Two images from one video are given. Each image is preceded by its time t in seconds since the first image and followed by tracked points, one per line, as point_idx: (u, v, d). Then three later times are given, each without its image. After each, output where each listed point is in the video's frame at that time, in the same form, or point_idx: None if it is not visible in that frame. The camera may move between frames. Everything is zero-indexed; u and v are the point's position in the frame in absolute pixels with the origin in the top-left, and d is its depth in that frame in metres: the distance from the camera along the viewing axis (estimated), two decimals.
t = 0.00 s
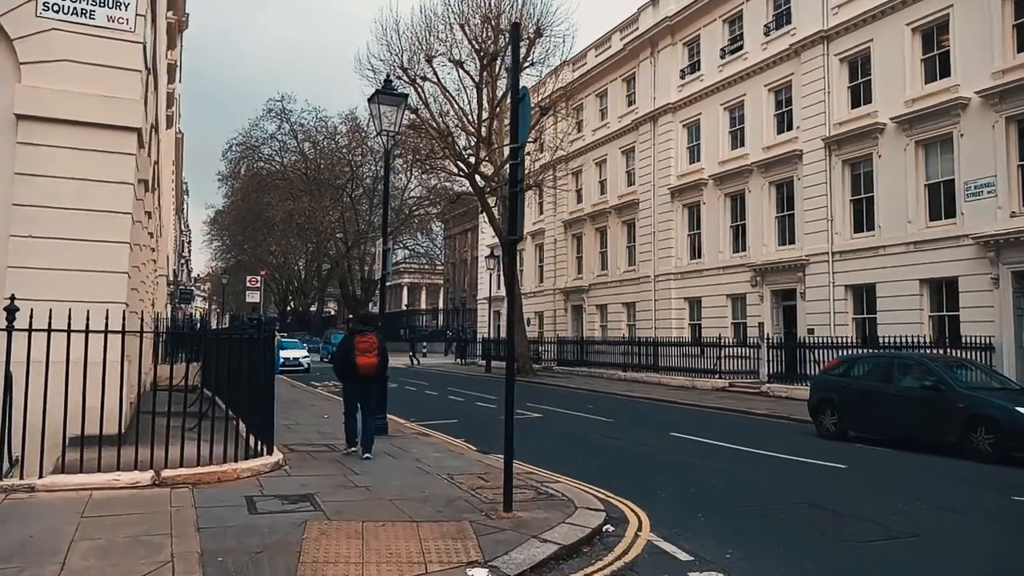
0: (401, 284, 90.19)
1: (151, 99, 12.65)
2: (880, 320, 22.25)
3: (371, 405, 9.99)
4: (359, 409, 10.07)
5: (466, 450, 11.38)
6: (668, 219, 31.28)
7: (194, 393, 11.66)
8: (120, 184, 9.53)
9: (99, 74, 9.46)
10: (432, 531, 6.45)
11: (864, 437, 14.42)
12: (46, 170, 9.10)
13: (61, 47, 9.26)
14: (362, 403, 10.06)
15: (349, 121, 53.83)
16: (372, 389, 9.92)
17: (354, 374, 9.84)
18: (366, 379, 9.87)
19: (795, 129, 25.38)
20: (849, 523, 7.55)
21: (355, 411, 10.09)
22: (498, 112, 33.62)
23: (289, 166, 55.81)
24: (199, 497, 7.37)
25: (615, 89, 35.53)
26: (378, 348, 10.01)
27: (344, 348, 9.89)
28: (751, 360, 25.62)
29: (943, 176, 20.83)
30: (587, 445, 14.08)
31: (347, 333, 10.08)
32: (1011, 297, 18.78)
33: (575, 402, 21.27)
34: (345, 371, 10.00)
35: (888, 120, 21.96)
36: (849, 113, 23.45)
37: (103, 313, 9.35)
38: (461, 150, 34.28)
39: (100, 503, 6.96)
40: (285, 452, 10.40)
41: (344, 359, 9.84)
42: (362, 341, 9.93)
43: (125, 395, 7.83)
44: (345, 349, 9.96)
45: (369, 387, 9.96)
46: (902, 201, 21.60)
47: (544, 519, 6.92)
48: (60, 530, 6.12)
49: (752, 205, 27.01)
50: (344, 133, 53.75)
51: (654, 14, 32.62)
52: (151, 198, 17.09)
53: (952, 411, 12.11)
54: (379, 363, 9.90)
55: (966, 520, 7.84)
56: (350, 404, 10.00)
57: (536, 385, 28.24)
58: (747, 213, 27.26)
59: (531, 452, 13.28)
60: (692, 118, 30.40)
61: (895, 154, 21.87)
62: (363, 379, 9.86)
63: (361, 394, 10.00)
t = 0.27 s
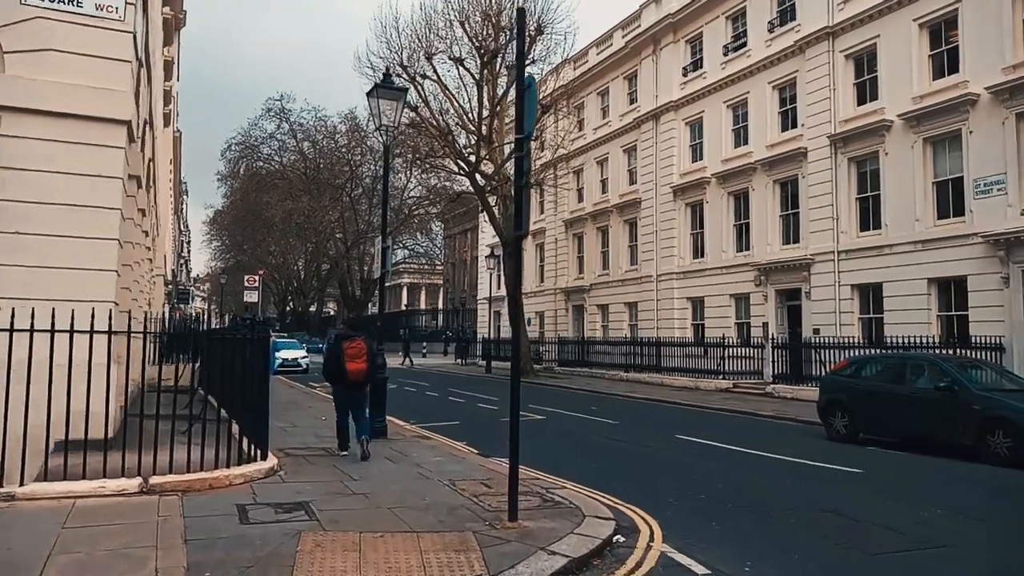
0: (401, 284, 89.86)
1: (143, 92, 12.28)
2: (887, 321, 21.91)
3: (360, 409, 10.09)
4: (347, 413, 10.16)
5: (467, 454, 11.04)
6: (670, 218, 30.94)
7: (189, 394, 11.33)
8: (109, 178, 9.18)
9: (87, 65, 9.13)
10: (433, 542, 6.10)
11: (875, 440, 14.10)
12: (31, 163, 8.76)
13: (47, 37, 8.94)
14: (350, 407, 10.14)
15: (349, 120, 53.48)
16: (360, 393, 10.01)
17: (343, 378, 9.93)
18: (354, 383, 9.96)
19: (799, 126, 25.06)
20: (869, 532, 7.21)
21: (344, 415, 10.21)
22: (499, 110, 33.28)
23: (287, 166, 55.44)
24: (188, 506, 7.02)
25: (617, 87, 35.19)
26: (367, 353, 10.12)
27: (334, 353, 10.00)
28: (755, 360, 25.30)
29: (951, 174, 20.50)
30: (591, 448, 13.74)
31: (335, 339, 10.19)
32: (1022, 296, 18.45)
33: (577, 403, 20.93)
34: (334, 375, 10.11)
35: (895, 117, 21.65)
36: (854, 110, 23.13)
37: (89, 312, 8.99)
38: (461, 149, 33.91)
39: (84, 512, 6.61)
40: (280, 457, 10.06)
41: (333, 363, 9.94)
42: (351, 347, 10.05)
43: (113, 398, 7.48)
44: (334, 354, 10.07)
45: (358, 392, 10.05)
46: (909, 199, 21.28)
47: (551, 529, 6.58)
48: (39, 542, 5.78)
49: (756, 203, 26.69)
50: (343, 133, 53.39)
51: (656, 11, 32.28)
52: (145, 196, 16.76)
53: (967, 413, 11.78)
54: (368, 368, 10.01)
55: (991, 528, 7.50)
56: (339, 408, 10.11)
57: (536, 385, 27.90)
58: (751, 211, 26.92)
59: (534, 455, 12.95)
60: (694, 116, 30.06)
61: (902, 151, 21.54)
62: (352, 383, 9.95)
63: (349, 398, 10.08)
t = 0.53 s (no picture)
0: (400, 284, 89.54)
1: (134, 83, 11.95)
2: (893, 319, 21.61)
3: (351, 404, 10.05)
4: (337, 408, 10.11)
5: (467, 456, 10.72)
6: (672, 216, 30.63)
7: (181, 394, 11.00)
8: (96, 170, 8.84)
9: (72, 52, 8.78)
10: (433, 550, 5.79)
11: (883, 441, 13.80)
12: (14, 153, 8.43)
13: (32, 23, 8.60)
14: (341, 401, 10.12)
15: (347, 118, 53.11)
16: (352, 385, 10.04)
17: (335, 371, 9.96)
18: (346, 376, 9.99)
19: (803, 123, 24.76)
20: (889, 539, 6.89)
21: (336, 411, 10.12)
22: (498, 107, 32.96)
23: (286, 164, 55.12)
24: (175, 510, 6.70)
25: (618, 84, 34.88)
26: (357, 347, 10.25)
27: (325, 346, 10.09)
28: (758, 359, 25.00)
29: (958, 170, 20.21)
30: (594, 449, 13.43)
31: (326, 337, 10.33)
32: None
33: (578, 403, 20.63)
34: (325, 370, 10.14)
35: (901, 113, 21.35)
36: (859, 106, 22.83)
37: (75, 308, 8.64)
38: (460, 146, 33.58)
39: (67, 518, 6.28)
40: (274, 458, 9.75)
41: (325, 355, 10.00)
42: (342, 340, 10.18)
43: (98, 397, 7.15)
44: (325, 348, 10.15)
45: (348, 384, 10.07)
46: (916, 196, 20.98)
47: (557, 535, 6.26)
48: (16, 550, 5.46)
49: (759, 200, 26.39)
50: (341, 131, 53.07)
51: (658, 7, 31.96)
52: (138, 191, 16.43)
53: (981, 414, 11.48)
54: (359, 361, 10.10)
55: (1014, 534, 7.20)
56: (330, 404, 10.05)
57: (537, 385, 27.59)
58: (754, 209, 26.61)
59: (536, 456, 12.64)
60: (696, 113, 29.76)
61: (908, 148, 21.24)
62: (343, 375, 9.97)
63: (340, 392, 10.08)
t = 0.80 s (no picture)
0: (400, 284, 89.22)
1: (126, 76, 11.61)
2: (900, 319, 21.30)
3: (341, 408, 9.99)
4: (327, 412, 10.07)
5: (469, 460, 10.40)
6: (675, 215, 30.33)
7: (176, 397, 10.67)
8: (83, 164, 8.52)
9: (58, 41, 8.44)
10: (434, 564, 5.46)
11: (895, 444, 13.48)
12: None
13: (18, 12, 8.27)
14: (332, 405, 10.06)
15: (347, 117, 52.79)
16: (343, 391, 9.97)
17: (327, 376, 9.85)
18: (338, 382, 9.90)
19: (808, 120, 24.45)
20: (913, 552, 6.56)
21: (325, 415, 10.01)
22: (499, 106, 32.68)
23: (285, 163, 54.87)
24: (162, 521, 6.35)
25: (620, 82, 34.58)
26: (350, 351, 10.11)
27: (318, 350, 9.93)
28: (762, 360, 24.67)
29: (966, 168, 19.90)
30: (599, 452, 13.11)
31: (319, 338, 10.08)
32: None
33: (581, 405, 20.30)
34: (317, 373, 10.02)
35: (909, 110, 21.03)
36: (865, 103, 22.51)
37: (65, 308, 8.33)
38: (461, 144, 33.27)
39: (49, 529, 5.95)
40: (269, 463, 9.42)
41: (317, 360, 9.85)
42: (335, 344, 10.01)
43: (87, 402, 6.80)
44: (317, 351, 10.00)
45: (340, 390, 9.99)
46: (923, 195, 20.67)
47: (566, 547, 5.94)
48: None
49: (763, 199, 26.07)
50: (341, 130, 52.80)
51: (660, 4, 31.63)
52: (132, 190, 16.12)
53: (997, 418, 11.16)
54: (352, 367, 9.99)
55: None
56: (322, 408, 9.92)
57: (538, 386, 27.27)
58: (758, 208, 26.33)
59: (539, 460, 12.31)
60: (699, 111, 29.44)
61: (915, 145, 20.92)
62: (335, 381, 9.89)
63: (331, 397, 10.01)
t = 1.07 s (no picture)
0: (399, 284, 88.90)
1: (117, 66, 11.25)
2: (907, 319, 20.98)
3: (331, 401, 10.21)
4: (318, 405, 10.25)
5: (471, 463, 10.07)
6: (677, 214, 30.00)
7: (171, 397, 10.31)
8: (70, 155, 8.18)
9: (43, 27, 8.08)
10: None
11: (906, 446, 13.16)
12: None
13: None
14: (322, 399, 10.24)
15: (346, 116, 52.47)
16: (334, 385, 10.15)
17: (318, 371, 10.02)
18: (329, 376, 10.08)
19: (813, 118, 24.13)
20: (941, 562, 6.23)
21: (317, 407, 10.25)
22: (500, 104, 32.38)
23: (284, 163, 54.57)
24: (148, 529, 5.99)
25: (621, 80, 34.27)
26: (340, 346, 10.28)
27: (309, 344, 10.09)
28: (766, 361, 24.35)
29: (975, 165, 19.59)
30: (603, 455, 12.77)
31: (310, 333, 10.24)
32: None
33: (583, 406, 19.96)
34: (307, 367, 10.17)
35: (916, 107, 20.72)
36: (872, 100, 22.19)
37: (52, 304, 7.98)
38: (461, 143, 32.93)
39: (26, 539, 5.60)
40: (264, 467, 9.08)
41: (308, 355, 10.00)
42: (325, 339, 10.17)
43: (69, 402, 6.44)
44: (308, 346, 10.15)
45: (330, 384, 10.17)
46: (931, 192, 20.35)
47: (576, 558, 5.60)
48: None
49: (767, 197, 25.76)
50: (340, 129, 52.48)
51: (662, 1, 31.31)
52: (125, 187, 15.79)
53: (1014, 420, 10.84)
54: (342, 361, 10.17)
55: None
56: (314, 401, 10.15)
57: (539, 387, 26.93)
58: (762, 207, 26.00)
59: (542, 463, 11.98)
60: (702, 109, 29.13)
61: (923, 142, 20.61)
62: (326, 375, 10.06)
63: (322, 390, 10.18)
